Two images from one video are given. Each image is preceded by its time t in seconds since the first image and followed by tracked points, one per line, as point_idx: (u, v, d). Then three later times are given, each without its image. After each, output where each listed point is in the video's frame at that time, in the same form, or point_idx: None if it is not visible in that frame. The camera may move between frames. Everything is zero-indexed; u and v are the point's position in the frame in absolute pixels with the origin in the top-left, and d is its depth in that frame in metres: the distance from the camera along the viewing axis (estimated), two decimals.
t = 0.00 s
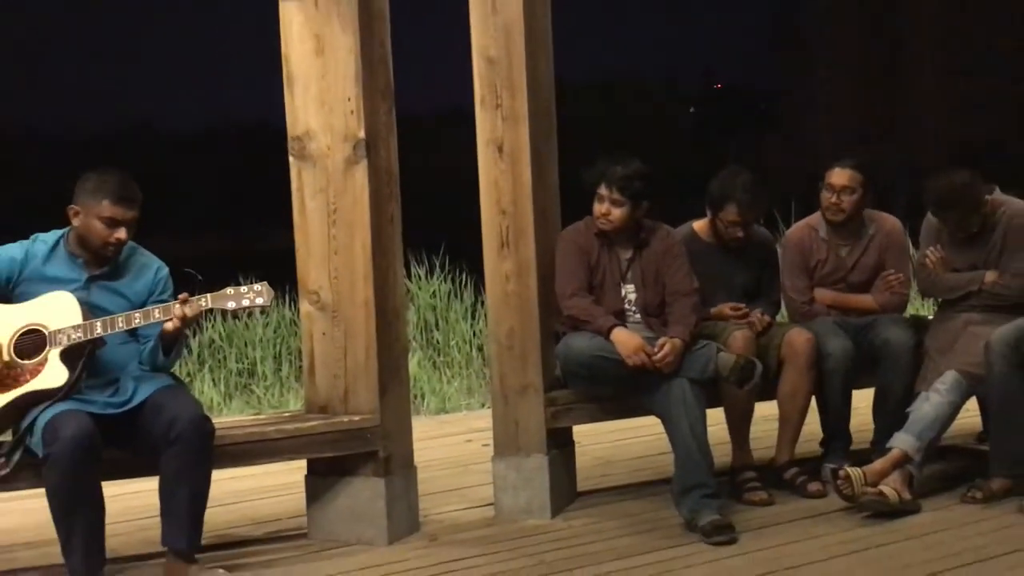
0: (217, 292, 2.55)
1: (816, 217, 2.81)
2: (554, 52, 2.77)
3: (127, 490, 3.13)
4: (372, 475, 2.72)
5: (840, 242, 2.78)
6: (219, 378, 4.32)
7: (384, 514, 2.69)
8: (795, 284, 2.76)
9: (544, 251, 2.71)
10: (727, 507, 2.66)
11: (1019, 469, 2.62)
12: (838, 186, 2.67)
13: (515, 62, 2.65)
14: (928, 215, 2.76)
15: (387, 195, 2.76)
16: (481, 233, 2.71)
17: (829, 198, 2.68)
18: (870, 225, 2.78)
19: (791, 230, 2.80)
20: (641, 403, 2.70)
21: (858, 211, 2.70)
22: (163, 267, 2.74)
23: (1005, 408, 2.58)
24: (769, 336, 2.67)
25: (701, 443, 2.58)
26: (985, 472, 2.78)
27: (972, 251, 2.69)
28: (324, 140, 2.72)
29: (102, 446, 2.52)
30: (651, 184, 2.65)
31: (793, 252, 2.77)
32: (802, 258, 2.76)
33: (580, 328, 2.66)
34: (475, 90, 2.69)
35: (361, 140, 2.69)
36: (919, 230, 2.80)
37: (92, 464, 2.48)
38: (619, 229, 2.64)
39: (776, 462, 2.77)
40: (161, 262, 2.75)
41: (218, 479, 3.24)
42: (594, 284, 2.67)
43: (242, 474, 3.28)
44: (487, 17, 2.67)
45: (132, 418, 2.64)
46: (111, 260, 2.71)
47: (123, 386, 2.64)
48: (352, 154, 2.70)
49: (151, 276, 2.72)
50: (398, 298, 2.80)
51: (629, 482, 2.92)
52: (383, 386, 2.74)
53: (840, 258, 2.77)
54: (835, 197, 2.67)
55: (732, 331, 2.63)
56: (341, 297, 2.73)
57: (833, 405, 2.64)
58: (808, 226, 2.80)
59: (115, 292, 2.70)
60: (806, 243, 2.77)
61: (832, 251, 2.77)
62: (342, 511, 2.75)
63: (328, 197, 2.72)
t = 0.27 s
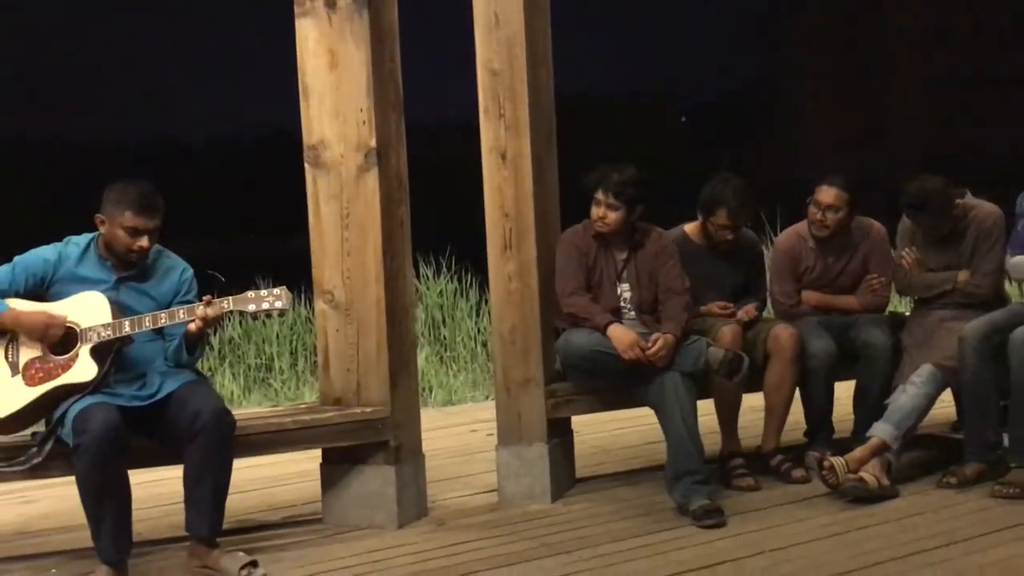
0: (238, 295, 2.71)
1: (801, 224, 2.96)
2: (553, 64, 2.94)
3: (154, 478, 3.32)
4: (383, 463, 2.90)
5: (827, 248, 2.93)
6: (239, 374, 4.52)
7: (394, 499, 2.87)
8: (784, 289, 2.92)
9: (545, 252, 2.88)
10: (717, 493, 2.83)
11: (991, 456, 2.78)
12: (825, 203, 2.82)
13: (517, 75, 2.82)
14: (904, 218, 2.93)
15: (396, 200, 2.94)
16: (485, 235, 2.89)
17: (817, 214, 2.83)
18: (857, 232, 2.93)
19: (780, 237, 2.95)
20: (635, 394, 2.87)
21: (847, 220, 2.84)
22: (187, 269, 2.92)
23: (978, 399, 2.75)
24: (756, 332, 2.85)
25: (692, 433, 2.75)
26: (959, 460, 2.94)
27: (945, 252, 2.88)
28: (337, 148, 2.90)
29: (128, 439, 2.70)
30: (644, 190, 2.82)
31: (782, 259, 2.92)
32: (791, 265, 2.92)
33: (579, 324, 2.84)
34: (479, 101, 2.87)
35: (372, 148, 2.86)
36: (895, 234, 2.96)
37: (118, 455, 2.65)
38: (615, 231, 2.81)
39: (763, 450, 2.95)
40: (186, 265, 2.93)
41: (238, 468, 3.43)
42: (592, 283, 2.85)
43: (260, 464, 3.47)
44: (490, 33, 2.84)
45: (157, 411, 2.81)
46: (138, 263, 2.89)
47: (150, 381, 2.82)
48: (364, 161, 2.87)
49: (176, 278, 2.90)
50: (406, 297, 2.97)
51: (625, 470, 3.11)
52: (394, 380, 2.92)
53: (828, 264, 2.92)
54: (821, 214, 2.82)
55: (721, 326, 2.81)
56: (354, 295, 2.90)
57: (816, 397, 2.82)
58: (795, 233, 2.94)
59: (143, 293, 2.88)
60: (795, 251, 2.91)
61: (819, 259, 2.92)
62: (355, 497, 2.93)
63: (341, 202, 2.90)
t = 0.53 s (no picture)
0: (248, 295, 2.85)
1: (784, 230, 3.10)
2: (547, 72, 3.08)
3: (165, 470, 3.47)
4: (386, 455, 3.04)
5: (812, 252, 3.06)
6: (248, 371, 4.67)
7: (398, 490, 3.01)
8: (769, 291, 3.06)
9: (540, 253, 3.02)
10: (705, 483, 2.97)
11: (965, 446, 2.93)
12: (808, 211, 2.95)
13: (513, 84, 2.95)
14: (882, 221, 3.12)
15: (398, 204, 3.07)
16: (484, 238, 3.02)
17: (800, 223, 2.97)
18: (838, 235, 3.07)
19: (765, 242, 3.08)
20: (627, 389, 3.00)
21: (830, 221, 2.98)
22: (199, 270, 3.07)
23: (952, 392, 2.89)
24: (740, 330, 2.98)
25: (681, 426, 2.89)
26: (935, 450, 3.09)
27: (922, 252, 3.05)
28: (342, 155, 3.03)
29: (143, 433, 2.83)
30: (634, 194, 2.95)
31: (767, 264, 3.06)
32: (776, 269, 3.06)
33: (573, 322, 2.97)
34: (477, 110, 3.00)
35: (375, 155, 3.00)
36: (876, 233, 3.15)
37: (134, 449, 2.78)
38: (607, 234, 2.95)
39: (748, 442, 3.08)
40: (198, 266, 3.08)
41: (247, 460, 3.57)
42: (585, 283, 2.99)
43: (267, 457, 3.61)
44: (488, 44, 2.98)
45: (170, 406, 2.95)
46: (151, 264, 3.03)
47: (163, 377, 2.97)
48: (367, 167, 3.01)
49: (188, 278, 3.05)
50: (409, 296, 3.12)
51: (617, 462, 3.25)
52: (397, 376, 3.05)
53: (812, 269, 3.06)
54: (803, 221, 2.96)
55: (708, 324, 2.95)
56: (358, 295, 3.04)
57: (799, 393, 2.96)
58: (779, 238, 3.08)
59: (156, 293, 3.02)
60: (779, 255, 3.05)
61: (803, 264, 3.06)
62: (360, 488, 3.07)
63: (346, 206, 3.03)
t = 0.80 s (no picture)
0: (267, 293, 3.13)
1: (756, 231, 3.39)
2: (541, 91, 3.36)
3: (186, 456, 3.75)
4: (393, 442, 3.31)
5: (780, 251, 3.35)
6: (264, 364, 4.92)
7: (403, 473, 3.28)
8: (742, 287, 3.35)
9: (534, 256, 3.29)
10: (686, 467, 3.24)
11: (923, 434, 3.20)
12: (778, 208, 3.24)
13: (509, 102, 3.23)
14: (849, 225, 3.38)
15: (404, 211, 3.35)
16: (482, 242, 3.29)
17: (772, 219, 3.25)
18: (804, 236, 3.35)
19: (738, 242, 3.38)
20: (614, 380, 3.27)
21: (797, 221, 3.27)
22: (222, 272, 3.33)
23: (913, 384, 3.16)
24: (717, 328, 3.26)
25: (664, 414, 3.16)
26: (895, 437, 3.36)
27: (885, 255, 3.32)
28: (353, 166, 3.30)
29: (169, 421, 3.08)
30: (620, 202, 3.23)
31: (741, 261, 3.35)
32: (749, 266, 3.35)
33: (565, 320, 3.24)
34: (476, 125, 3.27)
35: (383, 166, 3.27)
36: (843, 235, 3.42)
37: (161, 436, 3.02)
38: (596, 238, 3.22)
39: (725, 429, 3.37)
40: (220, 267, 3.34)
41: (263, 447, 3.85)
42: (576, 284, 3.26)
43: (281, 443, 3.89)
44: (486, 64, 3.25)
45: (195, 396, 3.21)
46: (177, 265, 3.30)
47: (188, 370, 3.23)
48: (376, 178, 3.28)
49: (212, 278, 3.31)
50: (414, 295, 3.39)
51: (605, 448, 3.53)
52: (403, 369, 3.33)
53: (780, 267, 3.34)
54: (774, 216, 3.25)
55: (688, 321, 3.23)
56: (367, 294, 3.31)
57: (770, 383, 3.26)
58: (752, 238, 3.38)
59: (182, 292, 3.29)
60: (752, 253, 3.35)
61: (773, 260, 3.35)
62: (369, 471, 3.34)
63: (356, 212, 3.31)
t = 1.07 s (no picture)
0: (280, 293, 3.39)
1: (731, 234, 3.70)
2: (533, 106, 3.63)
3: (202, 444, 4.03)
4: (396, 431, 3.58)
5: (750, 252, 3.66)
6: (276, 358, 5.21)
7: (406, 459, 3.56)
8: (716, 284, 3.65)
9: (527, 259, 3.56)
10: (666, 454, 3.52)
11: (885, 423, 3.48)
12: (752, 209, 3.52)
13: (504, 117, 3.50)
14: (818, 229, 3.66)
15: (406, 217, 3.62)
16: (478, 246, 3.56)
17: (744, 218, 3.53)
18: (773, 239, 3.66)
19: (714, 244, 3.68)
20: (600, 374, 3.54)
21: (766, 222, 3.55)
22: (237, 273, 3.58)
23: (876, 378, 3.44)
24: (696, 325, 3.54)
25: (646, 405, 3.44)
26: (860, 426, 3.64)
27: (850, 258, 3.59)
28: (359, 176, 3.57)
29: (190, 410, 3.31)
30: (606, 209, 3.50)
31: (715, 260, 3.66)
32: (722, 265, 3.65)
33: (555, 318, 3.51)
34: (474, 138, 3.54)
35: (387, 176, 3.54)
36: (811, 240, 3.68)
37: (184, 426, 3.24)
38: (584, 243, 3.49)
39: (702, 419, 3.66)
40: (235, 269, 3.59)
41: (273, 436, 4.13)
42: (566, 285, 3.53)
43: (290, 433, 4.17)
44: (483, 81, 3.52)
45: (213, 387, 3.48)
46: (195, 266, 3.54)
47: (207, 363, 3.49)
48: (380, 187, 3.55)
49: (228, 278, 3.56)
50: (415, 295, 3.66)
51: (592, 436, 3.80)
52: (405, 363, 3.60)
53: (751, 266, 3.64)
54: (748, 216, 3.52)
55: (668, 319, 3.51)
56: (373, 295, 3.58)
57: (743, 376, 3.54)
58: (726, 241, 3.68)
59: (199, 290, 3.52)
60: (726, 254, 3.65)
61: (744, 259, 3.65)
62: (374, 458, 3.61)
63: (362, 219, 3.57)
